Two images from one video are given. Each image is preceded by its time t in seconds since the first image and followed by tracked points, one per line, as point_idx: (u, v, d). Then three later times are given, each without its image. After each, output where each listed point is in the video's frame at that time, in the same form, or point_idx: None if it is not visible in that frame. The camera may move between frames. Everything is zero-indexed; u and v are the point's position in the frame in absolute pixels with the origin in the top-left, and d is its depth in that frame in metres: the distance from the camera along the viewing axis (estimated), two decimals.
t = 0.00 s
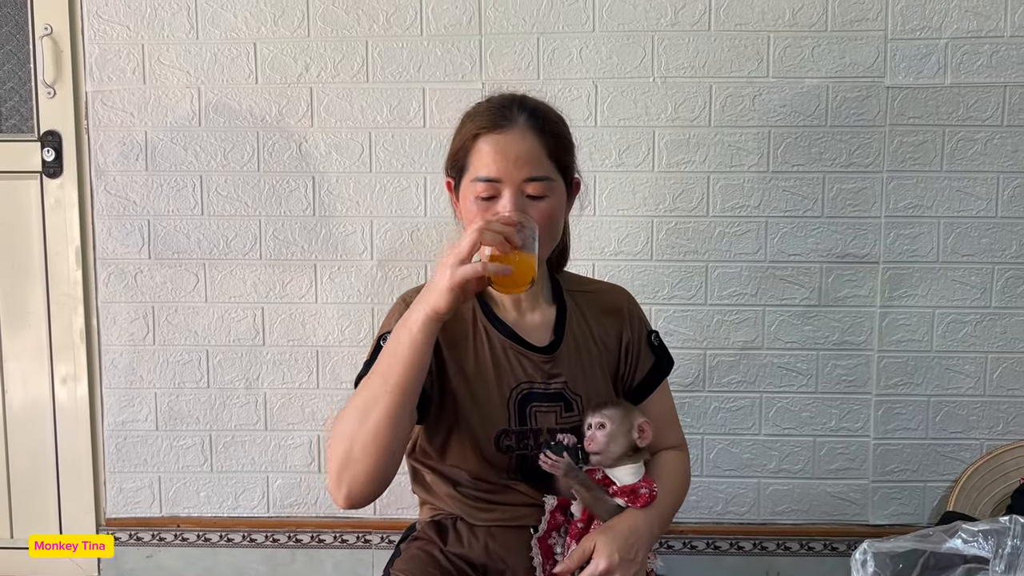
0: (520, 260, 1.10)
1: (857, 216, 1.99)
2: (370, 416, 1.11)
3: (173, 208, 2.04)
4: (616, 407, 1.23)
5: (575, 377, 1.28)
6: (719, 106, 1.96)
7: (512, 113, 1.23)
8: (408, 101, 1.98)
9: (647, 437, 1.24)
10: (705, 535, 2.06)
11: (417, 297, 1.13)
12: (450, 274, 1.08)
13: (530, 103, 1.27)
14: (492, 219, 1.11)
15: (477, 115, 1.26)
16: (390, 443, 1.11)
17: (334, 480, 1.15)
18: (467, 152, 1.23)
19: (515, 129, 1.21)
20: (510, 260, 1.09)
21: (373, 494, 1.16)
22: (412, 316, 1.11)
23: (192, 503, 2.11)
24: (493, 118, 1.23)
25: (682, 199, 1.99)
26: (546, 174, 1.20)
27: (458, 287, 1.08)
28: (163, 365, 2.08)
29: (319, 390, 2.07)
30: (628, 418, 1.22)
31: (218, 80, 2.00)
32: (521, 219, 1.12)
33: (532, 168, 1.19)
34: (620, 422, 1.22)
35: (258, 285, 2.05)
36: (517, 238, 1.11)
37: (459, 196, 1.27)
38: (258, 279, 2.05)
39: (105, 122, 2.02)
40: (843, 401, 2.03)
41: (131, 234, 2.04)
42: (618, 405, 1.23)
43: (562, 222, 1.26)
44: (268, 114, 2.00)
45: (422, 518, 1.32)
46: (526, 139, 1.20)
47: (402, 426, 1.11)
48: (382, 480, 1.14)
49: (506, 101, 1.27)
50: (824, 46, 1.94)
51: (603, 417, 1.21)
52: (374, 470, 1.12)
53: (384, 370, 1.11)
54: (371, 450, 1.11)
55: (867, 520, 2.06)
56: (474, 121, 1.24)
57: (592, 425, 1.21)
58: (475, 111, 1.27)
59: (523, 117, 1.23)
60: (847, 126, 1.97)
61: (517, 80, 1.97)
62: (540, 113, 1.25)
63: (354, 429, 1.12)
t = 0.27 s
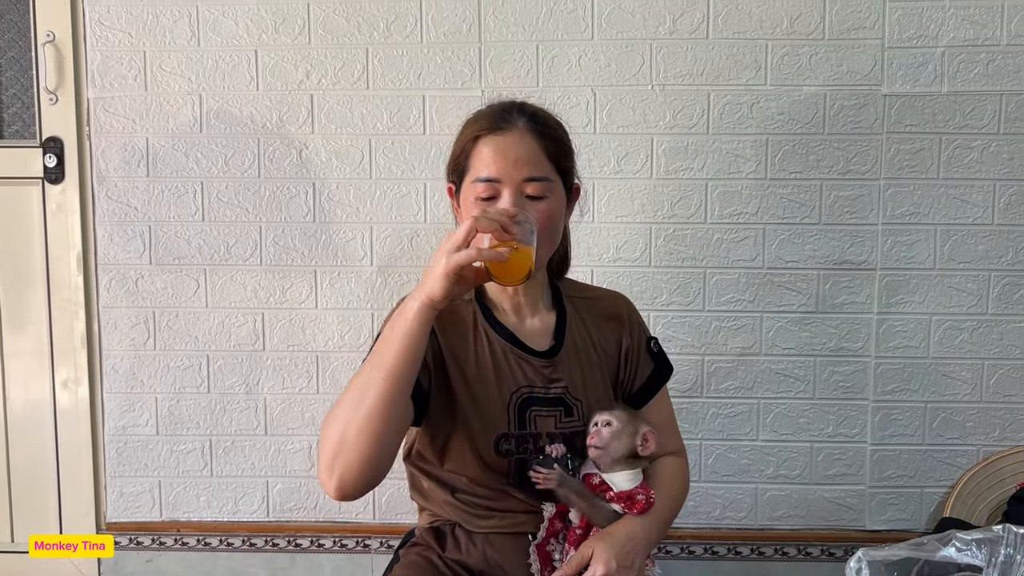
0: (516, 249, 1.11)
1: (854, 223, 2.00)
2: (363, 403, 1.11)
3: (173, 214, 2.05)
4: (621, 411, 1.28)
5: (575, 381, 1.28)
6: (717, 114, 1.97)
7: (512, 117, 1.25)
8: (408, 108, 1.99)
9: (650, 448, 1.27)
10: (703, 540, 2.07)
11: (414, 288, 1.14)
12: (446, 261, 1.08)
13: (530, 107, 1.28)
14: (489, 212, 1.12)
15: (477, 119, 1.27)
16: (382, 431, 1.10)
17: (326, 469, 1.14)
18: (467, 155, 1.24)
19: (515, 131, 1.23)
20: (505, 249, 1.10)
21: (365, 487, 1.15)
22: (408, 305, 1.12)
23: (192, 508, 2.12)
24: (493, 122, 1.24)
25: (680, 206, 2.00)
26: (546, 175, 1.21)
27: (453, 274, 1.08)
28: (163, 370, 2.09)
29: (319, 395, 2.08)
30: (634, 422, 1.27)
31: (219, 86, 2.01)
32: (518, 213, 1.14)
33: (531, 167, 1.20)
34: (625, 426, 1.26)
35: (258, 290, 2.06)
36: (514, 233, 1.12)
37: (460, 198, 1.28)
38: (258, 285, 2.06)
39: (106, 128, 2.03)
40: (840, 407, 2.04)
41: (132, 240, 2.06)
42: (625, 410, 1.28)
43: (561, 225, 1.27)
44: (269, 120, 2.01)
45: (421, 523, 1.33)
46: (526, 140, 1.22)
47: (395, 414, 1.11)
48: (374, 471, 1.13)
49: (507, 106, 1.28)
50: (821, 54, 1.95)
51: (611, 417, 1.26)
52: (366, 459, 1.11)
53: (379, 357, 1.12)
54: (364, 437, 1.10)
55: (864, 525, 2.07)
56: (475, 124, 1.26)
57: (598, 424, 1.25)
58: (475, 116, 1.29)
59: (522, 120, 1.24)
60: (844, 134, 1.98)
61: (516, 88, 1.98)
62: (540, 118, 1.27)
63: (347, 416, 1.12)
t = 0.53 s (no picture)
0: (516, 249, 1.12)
1: (851, 230, 2.01)
2: (362, 398, 1.12)
3: (175, 219, 2.06)
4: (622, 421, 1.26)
5: (575, 386, 1.29)
6: (716, 121, 1.99)
7: (516, 123, 1.26)
8: (409, 114, 2.01)
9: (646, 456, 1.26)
10: (701, 544, 2.08)
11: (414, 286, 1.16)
12: (445, 259, 1.10)
13: (532, 113, 1.29)
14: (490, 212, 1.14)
15: (481, 124, 1.28)
16: (380, 426, 1.11)
17: (324, 465, 1.15)
18: (469, 160, 1.26)
19: (518, 136, 1.24)
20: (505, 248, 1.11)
21: (362, 483, 1.15)
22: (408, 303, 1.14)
23: (192, 512, 2.13)
24: (497, 128, 1.25)
25: (679, 213, 2.02)
26: (547, 180, 1.23)
27: (452, 272, 1.09)
28: (165, 374, 2.10)
29: (319, 400, 2.09)
30: (631, 432, 1.25)
31: (221, 93, 2.02)
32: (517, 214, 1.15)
33: (533, 172, 1.22)
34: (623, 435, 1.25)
35: (259, 295, 2.07)
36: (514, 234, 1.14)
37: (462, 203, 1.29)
38: (259, 290, 2.07)
39: (109, 134, 2.04)
40: (837, 413, 2.05)
41: (134, 245, 2.07)
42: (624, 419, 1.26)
43: (562, 230, 1.28)
44: (270, 127, 2.02)
45: (421, 527, 1.34)
46: (529, 146, 1.23)
47: (394, 410, 1.12)
48: (372, 468, 1.14)
49: (510, 111, 1.29)
50: (819, 62, 1.97)
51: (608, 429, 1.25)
52: (364, 454, 1.12)
53: (379, 353, 1.13)
54: (362, 432, 1.11)
55: (861, 530, 2.08)
56: (478, 129, 1.27)
57: (595, 432, 1.25)
58: (479, 120, 1.30)
59: (525, 127, 1.26)
60: (841, 141, 1.99)
61: (515, 95, 1.99)
62: (543, 124, 1.28)
63: (346, 412, 1.13)
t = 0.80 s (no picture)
0: (519, 252, 1.13)
1: (849, 235, 2.02)
2: (366, 397, 1.13)
3: (177, 223, 2.07)
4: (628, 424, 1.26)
5: (576, 389, 1.30)
6: (715, 127, 2.00)
7: (519, 129, 1.27)
8: (410, 120, 2.02)
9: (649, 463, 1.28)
10: (699, 548, 2.09)
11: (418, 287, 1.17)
12: (449, 261, 1.11)
13: (536, 119, 1.31)
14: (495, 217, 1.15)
15: (485, 131, 1.29)
16: (383, 426, 1.12)
17: (326, 466, 1.15)
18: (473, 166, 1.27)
19: (521, 143, 1.25)
20: (509, 251, 1.12)
21: (364, 484, 1.16)
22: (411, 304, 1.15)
23: (194, 514, 2.14)
24: (500, 134, 1.27)
25: (678, 218, 2.03)
26: (550, 187, 1.24)
27: (456, 274, 1.11)
28: (166, 377, 2.11)
29: (320, 404, 2.10)
30: (636, 439, 1.26)
31: (223, 98, 2.03)
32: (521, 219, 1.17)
33: (536, 178, 1.23)
34: (628, 441, 1.26)
35: (260, 299, 2.08)
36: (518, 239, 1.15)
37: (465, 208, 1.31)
38: (260, 294, 2.08)
39: (111, 138, 2.05)
40: (835, 417, 2.06)
41: (136, 249, 2.08)
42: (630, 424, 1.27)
43: (564, 236, 1.29)
44: (272, 131, 2.03)
45: (421, 530, 1.35)
46: (532, 153, 1.24)
47: (397, 410, 1.13)
48: (374, 468, 1.15)
49: (514, 118, 1.30)
50: (817, 68, 1.98)
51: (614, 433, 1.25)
52: (367, 454, 1.13)
53: (382, 354, 1.14)
54: (365, 431, 1.12)
55: (859, 534, 2.09)
56: (482, 136, 1.28)
57: (602, 434, 1.25)
58: (483, 127, 1.31)
59: (529, 134, 1.27)
60: (840, 147, 2.00)
61: (515, 100, 2.01)
62: (546, 131, 1.29)
63: (350, 411, 1.14)
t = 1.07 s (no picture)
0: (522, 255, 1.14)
1: (848, 239, 2.03)
2: (369, 398, 1.14)
3: (179, 226, 2.08)
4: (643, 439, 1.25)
5: (576, 392, 1.31)
6: (714, 131, 2.01)
7: (521, 134, 1.28)
8: (411, 123, 2.03)
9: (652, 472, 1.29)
10: (698, 550, 2.10)
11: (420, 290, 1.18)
12: (452, 263, 1.12)
13: (538, 125, 1.32)
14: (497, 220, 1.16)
15: (487, 137, 1.30)
16: (386, 428, 1.13)
17: (330, 466, 1.17)
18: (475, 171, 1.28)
19: (524, 149, 1.26)
20: (512, 254, 1.13)
21: (367, 485, 1.17)
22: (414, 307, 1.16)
23: (195, 516, 2.15)
24: (503, 140, 1.27)
25: (677, 222, 2.04)
26: (552, 192, 1.25)
27: (458, 276, 1.12)
28: (168, 380, 2.12)
29: (320, 406, 2.11)
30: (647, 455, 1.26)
31: (225, 102, 2.04)
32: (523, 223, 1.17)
33: (539, 183, 1.24)
34: (641, 454, 1.25)
35: (262, 302, 2.09)
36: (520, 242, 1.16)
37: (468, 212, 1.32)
38: (261, 297, 2.09)
39: (113, 142, 2.07)
40: (834, 420, 2.07)
41: (138, 251, 2.09)
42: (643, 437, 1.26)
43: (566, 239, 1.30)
44: (273, 135, 2.05)
45: (421, 532, 1.36)
46: (534, 159, 1.25)
47: (400, 412, 1.14)
48: (377, 469, 1.16)
49: (516, 123, 1.31)
50: (816, 73, 1.99)
51: (626, 445, 1.24)
52: (370, 456, 1.14)
53: (385, 356, 1.15)
54: (368, 432, 1.13)
55: (857, 536, 2.09)
56: (485, 141, 1.29)
57: (612, 444, 1.25)
58: (485, 132, 1.32)
59: (530, 139, 1.28)
60: (838, 151, 2.01)
61: (516, 104, 2.02)
62: (548, 137, 1.30)
63: (353, 412, 1.15)
